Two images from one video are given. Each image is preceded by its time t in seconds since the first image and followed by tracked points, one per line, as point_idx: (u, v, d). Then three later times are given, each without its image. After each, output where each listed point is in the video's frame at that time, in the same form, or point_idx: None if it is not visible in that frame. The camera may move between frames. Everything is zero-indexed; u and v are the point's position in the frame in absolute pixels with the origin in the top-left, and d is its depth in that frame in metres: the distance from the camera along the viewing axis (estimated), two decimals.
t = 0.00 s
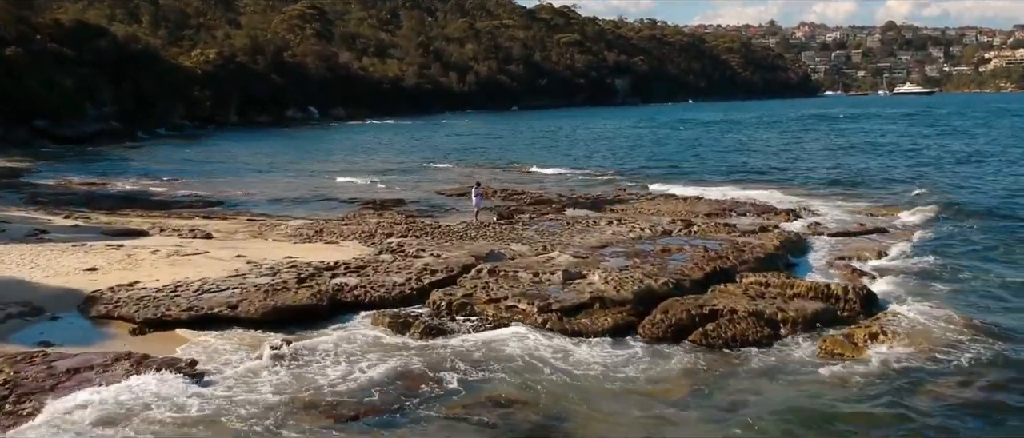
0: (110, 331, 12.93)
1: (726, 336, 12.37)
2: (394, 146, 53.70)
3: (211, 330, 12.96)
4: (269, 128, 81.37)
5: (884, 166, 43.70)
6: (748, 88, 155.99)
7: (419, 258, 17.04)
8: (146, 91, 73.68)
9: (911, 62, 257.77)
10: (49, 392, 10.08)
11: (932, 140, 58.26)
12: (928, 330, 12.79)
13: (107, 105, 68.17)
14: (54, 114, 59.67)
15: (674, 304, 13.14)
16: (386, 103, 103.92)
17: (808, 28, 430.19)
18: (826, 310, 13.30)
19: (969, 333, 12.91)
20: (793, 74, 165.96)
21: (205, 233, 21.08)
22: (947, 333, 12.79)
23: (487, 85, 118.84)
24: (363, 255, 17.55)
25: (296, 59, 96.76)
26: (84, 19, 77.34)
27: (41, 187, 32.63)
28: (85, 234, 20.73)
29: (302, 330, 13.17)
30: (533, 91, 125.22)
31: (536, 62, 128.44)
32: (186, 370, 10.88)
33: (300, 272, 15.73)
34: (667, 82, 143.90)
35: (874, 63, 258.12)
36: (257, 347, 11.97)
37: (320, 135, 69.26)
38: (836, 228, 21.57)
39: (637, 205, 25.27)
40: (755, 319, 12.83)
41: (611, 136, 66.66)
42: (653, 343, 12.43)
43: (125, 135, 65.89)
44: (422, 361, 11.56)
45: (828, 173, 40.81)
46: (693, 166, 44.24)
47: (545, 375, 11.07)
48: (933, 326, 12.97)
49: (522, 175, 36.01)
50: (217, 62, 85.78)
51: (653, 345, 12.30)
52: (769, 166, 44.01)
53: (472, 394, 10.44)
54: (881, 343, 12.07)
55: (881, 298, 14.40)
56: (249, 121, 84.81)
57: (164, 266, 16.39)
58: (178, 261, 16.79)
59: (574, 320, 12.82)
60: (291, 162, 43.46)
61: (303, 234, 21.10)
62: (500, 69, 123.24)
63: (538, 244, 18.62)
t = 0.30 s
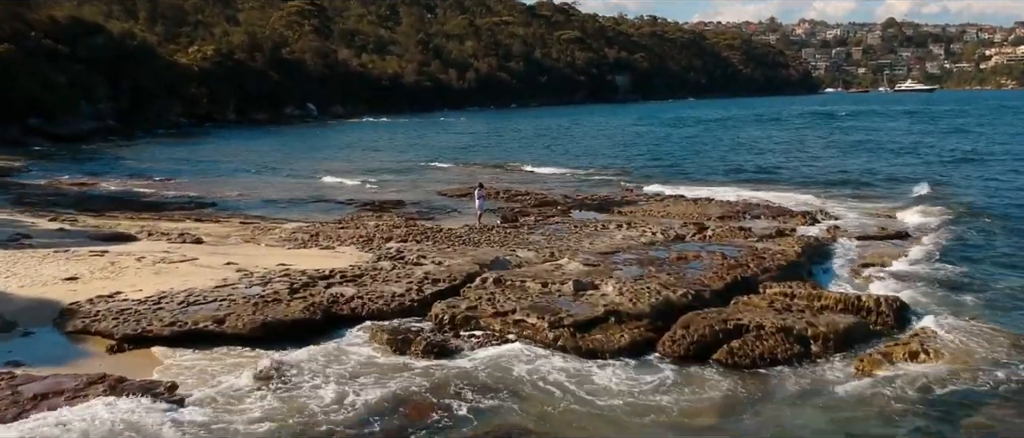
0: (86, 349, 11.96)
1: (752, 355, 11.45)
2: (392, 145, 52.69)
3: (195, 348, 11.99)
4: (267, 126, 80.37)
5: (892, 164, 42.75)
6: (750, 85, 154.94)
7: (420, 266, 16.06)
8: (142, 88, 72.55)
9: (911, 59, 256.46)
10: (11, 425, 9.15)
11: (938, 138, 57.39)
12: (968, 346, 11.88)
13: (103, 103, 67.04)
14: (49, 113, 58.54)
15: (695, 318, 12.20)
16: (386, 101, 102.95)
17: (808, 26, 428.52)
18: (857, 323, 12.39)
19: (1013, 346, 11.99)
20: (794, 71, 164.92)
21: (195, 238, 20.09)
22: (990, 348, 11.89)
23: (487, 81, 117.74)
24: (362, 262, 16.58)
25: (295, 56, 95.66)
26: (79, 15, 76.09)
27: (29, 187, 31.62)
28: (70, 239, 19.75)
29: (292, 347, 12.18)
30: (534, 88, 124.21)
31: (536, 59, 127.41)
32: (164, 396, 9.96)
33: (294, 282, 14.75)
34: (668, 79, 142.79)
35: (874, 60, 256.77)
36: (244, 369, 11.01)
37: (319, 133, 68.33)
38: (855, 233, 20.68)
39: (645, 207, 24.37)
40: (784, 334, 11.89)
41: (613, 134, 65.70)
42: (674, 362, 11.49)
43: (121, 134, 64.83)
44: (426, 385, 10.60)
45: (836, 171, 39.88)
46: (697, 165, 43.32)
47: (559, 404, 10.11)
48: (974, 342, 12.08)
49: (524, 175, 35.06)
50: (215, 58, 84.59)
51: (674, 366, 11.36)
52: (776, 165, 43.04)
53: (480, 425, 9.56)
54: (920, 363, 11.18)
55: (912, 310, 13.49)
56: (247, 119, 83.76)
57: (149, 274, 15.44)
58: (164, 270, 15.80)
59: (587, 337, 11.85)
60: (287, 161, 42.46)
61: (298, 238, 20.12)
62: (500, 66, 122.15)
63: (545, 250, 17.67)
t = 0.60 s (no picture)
0: (58, 371, 10.99)
1: (783, 379, 10.51)
2: (392, 143, 51.71)
3: (177, 370, 11.04)
4: (266, 124, 79.38)
5: (903, 163, 41.75)
6: (751, 82, 153.96)
7: (421, 275, 15.09)
8: (138, 85, 71.44)
9: (912, 56, 254.82)
10: None
11: (947, 136, 56.48)
12: (1016, 367, 10.94)
13: (98, 100, 66.01)
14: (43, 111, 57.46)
15: (720, 336, 11.26)
16: (385, 98, 101.96)
17: (808, 23, 426.77)
18: (894, 341, 11.46)
19: None
20: (796, 68, 163.97)
21: (184, 244, 19.12)
22: None
23: (487, 79, 116.68)
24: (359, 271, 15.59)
25: (293, 53, 94.64)
26: (74, 12, 75.10)
27: (17, 187, 30.67)
28: (52, 245, 18.80)
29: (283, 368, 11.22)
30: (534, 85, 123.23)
31: (536, 56, 126.35)
32: (137, 429, 9.02)
33: (286, 293, 13.77)
34: (669, 77, 141.70)
35: (875, 58, 255.31)
36: (228, 395, 10.06)
37: (317, 131, 67.35)
38: (877, 238, 19.75)
39: (654, 210, 23.45)
40: (817, 353, 10.94)
41: (614, 132, 64.77)
42: (699, 385, 10.57)
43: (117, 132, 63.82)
44: (428, 413, 9.67)
45: (845, 170, 38.95)
46: (702, 164, 42.40)
47: None
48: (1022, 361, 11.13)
49: (528, 176, 34.08)
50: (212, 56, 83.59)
51: (700, 391, 10.42)
52: (784, 164, 42.05)
53: None
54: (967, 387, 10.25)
55: (951, 326, 12.53)
56: (245, 116, 82.71)
57: (131, 285, 14.46)
58: (149, 280, 14.82)
59: (603, 358, 10.90)
60: (285, 160, 41.51)
61: (292, 244, 19.11)
62: (500, 64, 121.13)
63: (553, 257, 16.70)
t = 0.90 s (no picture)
0: (26, 396, 10.05)
1: (820, 407, 9.60)
2: (391, 141, 50.71)
3: (155, 396, 10.11)
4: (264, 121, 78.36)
5: (913, 161, 40.78)
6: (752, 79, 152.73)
7: (422, 286, 14.15)
8: (134, 83, 70.30)
9: (912, 53, 253.31)
10: None
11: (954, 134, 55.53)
12: None
13: (94, 97, 64.87)
14: (35, 108, 56.19)
15: (748, 358, 10.36)
16: (385, 95, 100.96)
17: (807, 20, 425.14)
18: (936, 361, 10.55)
19: None
20: (797, 65, 162.79)
21: (172, 250, 18.15)
22: None
23: (487, 76, 115.64)
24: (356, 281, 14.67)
25: (291, 50, 93.64)
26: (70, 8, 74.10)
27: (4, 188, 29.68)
28: (32, 252, 17.83)
29: (271, 393, 10.28)
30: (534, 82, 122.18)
31: (536, 53, 125.30)
32: None
33: (277, 307, 12.82)
34: (670, 73, 140.58)
35: (876, 54, 253.87)
36: (211, 428, 9.16)
37: (316, 128, 66.39)
38: (900, 244, 18.81)
39: (664, 212, 22.52)
40: (855, 377, 10.04)
41: (616, 130, 63.82)
42: (727, 414, 9.69)
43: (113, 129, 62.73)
44: None
45: (854, 169, 37.99)
46: (707, 162, 41.48)
47: None
48: None
49: (532, 176, 33.10)
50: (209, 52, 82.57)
51: (730, 420, 9.53)
52: (792, 162, 41.10)
53: None
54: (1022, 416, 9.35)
55: (994, 344, 11.61)
56: (245, 113, 81.40)
57: (111, 297, 13.51)
58: (129, 291, 13.86)
59: (620, 383, 10.00)
60: (282, 159, 40.55)
61: (286, 250, 18.18)
62: (500, 61, 120.05)
63: (560, 266, 15.75)
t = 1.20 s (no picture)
0: None
1: None
2: (390, 137, 49.76)
3: (128, 424, 9.20)
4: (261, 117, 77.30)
5: (924, 157, 39.80)
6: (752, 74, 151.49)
7: (422, 297, 13.22)
8: (130, 78, 69.10)
9: (913, 47, 251.81)
10: None
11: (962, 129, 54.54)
12: None
13: (89, 93, 63.75)
14: (30, 104, 55.34)
15: (779, 383, 9.46)
16: (384, 90, 99.91)
17: (808, 15, 423.18)
18: (986, 386, 9.62)
19: None
20: (798, 60, 161.56)
21: (158, 255, 17.21)
22: None
23: (488, 71, 114.53)
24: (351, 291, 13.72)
25: (290, 44, 92.50)
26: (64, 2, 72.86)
27: None
28: (9, 258, 16.87)
29: (255, 421, 9.37)
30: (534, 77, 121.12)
31: (537, 48, 124.21)
32: None
33: (265, 320, 11.89)
34: (671, 68, 139.43)
35: (877, 49, 252.23)
36: None
37: (314, 124, 65.38)
38: (924, 248, 17.89)
39: (673, 213, 21.59)
40: (900, 404, 9.12)
41: (618, 126, 62.83)
42: None
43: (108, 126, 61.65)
44: None
45: (863, 165, 37.02)
46: (712, 158, 40.50)
47: None
48: None
49: (534, 175, 32.15)
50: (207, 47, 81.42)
51: None
52: (800, 158, 40.14)
53: None
54: None
55: None
56: (242, 109, 80.60)
57: (88, 309, 12.55)
58: (107, 303, 12.90)
59: (640, 411, 9.13)
60: (279, 156, 39.61)
61: (278, 254, 17.23)
62: (500, 55, 118.94)
63: (567, 273, 14.84)
